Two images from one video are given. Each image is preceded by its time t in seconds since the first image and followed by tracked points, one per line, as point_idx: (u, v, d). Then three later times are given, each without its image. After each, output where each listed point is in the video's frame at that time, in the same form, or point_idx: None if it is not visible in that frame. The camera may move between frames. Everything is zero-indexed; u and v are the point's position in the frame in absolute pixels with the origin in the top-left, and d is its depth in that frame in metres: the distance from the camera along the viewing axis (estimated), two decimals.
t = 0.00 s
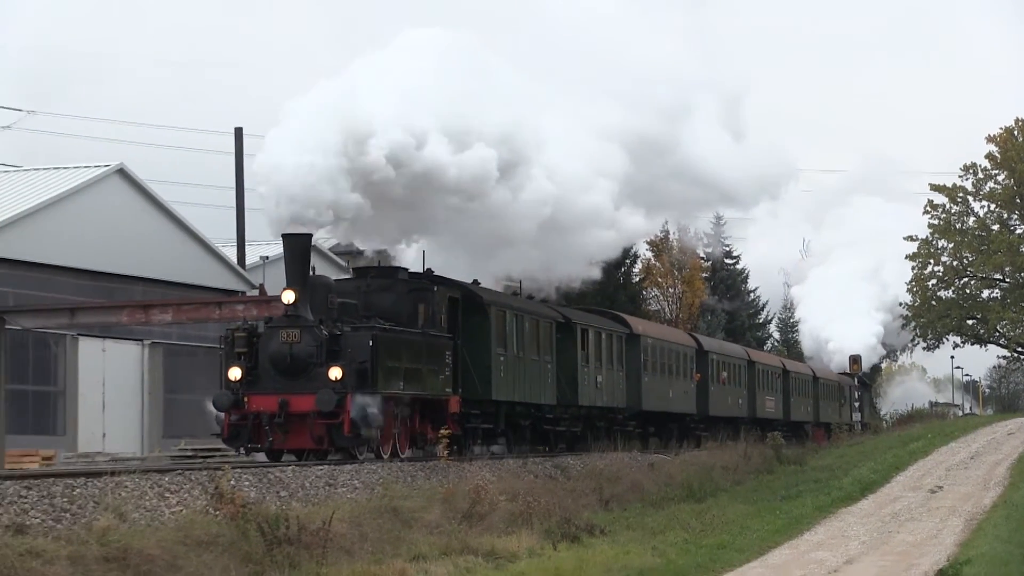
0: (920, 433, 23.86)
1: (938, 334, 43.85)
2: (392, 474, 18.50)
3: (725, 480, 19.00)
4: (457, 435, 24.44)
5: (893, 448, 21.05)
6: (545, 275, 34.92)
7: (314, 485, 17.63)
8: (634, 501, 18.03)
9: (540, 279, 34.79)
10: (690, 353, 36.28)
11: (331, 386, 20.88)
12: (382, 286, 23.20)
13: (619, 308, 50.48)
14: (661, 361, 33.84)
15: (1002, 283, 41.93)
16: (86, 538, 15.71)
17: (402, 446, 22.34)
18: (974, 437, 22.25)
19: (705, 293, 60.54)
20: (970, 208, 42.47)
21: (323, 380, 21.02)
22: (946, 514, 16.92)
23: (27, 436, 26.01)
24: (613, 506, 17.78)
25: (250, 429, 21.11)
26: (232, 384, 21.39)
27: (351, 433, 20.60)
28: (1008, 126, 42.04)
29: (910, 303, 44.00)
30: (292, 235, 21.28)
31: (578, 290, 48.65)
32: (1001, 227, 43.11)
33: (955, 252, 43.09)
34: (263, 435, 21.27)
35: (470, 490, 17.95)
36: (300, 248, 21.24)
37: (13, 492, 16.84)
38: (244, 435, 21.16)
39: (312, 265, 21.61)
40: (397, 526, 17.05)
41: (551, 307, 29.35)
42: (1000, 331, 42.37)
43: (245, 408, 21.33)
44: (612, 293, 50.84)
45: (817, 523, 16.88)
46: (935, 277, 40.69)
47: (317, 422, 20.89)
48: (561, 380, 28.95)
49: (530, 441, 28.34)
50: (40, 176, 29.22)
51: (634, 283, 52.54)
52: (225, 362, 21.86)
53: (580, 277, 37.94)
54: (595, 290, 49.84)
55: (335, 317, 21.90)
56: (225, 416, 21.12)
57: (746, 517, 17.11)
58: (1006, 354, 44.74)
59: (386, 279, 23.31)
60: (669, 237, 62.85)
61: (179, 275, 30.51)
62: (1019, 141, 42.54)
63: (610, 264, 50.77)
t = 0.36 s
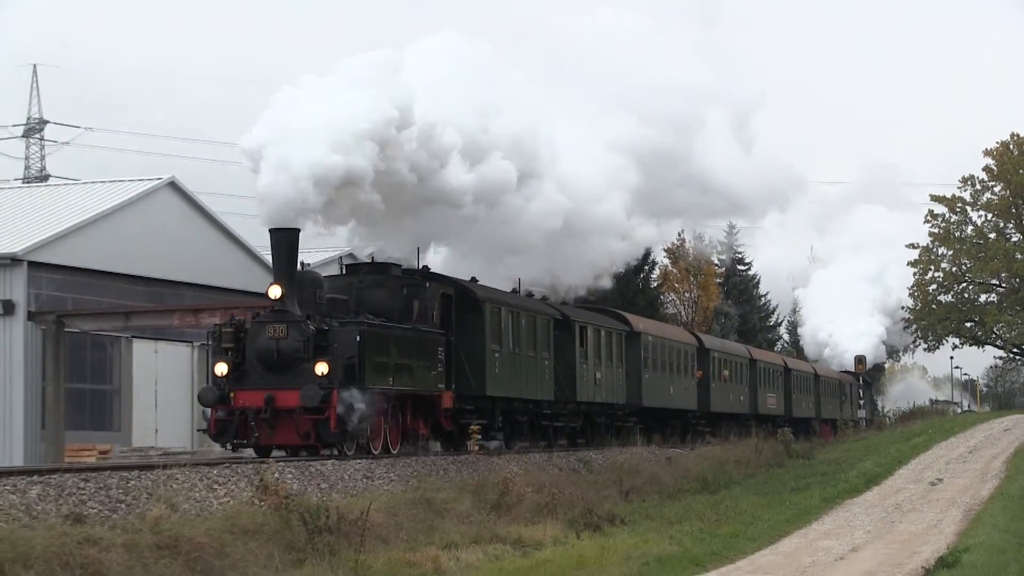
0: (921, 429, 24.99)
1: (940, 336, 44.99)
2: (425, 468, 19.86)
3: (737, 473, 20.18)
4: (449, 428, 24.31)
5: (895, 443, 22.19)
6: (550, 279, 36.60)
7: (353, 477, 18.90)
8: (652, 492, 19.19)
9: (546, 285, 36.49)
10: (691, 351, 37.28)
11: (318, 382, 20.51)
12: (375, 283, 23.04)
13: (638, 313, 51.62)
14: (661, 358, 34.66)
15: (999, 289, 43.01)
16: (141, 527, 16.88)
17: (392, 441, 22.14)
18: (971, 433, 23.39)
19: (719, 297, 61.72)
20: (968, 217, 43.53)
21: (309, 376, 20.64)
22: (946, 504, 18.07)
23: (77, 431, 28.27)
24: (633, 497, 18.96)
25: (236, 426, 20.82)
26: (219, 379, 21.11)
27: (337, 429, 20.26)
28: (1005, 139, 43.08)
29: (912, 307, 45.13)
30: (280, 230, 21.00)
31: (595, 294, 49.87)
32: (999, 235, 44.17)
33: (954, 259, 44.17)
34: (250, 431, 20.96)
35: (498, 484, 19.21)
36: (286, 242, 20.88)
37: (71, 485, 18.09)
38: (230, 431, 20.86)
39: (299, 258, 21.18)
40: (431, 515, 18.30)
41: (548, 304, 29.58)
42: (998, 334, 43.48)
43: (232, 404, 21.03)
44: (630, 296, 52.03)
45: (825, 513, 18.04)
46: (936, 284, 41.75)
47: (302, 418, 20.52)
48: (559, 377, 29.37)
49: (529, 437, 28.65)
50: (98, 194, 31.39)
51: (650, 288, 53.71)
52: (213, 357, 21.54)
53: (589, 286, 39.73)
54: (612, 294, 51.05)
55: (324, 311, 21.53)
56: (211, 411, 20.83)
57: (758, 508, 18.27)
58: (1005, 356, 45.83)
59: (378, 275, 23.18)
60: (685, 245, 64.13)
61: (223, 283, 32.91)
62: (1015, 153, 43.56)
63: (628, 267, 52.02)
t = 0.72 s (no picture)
0: (920, 423, 26.35)
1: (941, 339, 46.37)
2: (456, 460, 21.48)
3: (747, 465, 21.62)
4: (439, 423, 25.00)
5: (894, 437, 23.59)
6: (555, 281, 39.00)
7: (391, 469, 20.40)
8: (668, 483, 20.61)
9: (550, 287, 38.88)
10: (690, 349, 38.80)
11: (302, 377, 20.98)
12: (366, 279, 24.07)
13: (655, 316, 53.07)
14: (660, 355, 36.04)
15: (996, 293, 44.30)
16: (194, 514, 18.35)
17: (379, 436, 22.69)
18: (965, 428, 24.79)
19: (730, 302, 63.26)
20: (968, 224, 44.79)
21: (294, 371, 21.13)
22: (942, 494, 19.43)
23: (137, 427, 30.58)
24: (650, 487, 20.39)
25: (221, 421, 21.31)
26: (205, 373, 21.62)
27: (321, 424, 20.73)
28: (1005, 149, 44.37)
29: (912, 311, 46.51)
30: (267, 226, 21.51)
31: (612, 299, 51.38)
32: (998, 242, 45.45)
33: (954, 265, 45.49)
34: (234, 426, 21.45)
35: (525, 476, 20.66)
36: (273, 238, 21.44)
37: (130, 476, 19.54)
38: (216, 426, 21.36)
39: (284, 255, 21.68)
40: (464, 504, 19.78)
41: (546, 302, 30.69)
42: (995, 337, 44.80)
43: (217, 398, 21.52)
44: (646, 299, 53.54)
45: (829, 502, 19.43)
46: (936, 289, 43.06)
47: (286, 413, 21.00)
48: (555, 372, 30.46)
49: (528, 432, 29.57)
50: (161, 206, 33.59)
51: (666, 293, 55.23)
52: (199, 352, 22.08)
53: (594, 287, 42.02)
54: (628, 298, 52.56)
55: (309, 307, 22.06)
56: (196, 406, 21.32)
57: (766, 498, 19.66)
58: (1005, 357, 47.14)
59: (369, 272, 24.26)
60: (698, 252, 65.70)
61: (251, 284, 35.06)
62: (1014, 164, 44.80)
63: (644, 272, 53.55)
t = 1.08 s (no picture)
0: (918, 418, 27.85)
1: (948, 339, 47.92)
2: (485, 452, 23.08)
3: (756, 457, 23.13)
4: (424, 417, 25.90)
5: (892, 430, 25.10)
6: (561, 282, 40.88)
7: (423, 461, 22.00)
8: (681, 475, 22.11)
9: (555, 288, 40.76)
10: (689, 346, 40.38)
11: (280, 371, 21.17)
12: (351, 275, 24.51)
13: (669, 319, 54.51)
14: (657, 352, 37.46)
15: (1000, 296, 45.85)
16: (241, 502, 19.90)
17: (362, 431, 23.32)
18: (958, 421, 26.30)
19: (740, 306, 64.76)
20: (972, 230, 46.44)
21: (271, 365, 21.33)
22: (938, 484, 20.88)
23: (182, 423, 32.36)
24: (665, 478, 21.90)
25: (198, 416, 21.54)
26: (182, 368, 21.89)
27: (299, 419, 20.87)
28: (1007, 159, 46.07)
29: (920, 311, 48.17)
30: (246, 219, 22.02)
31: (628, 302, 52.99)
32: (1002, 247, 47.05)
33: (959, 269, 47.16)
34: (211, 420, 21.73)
35: (549, 468, 22.22)
36: (251, 231, 21.90)
37: (181, 467, 21.03)
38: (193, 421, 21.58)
39: (263, 248, 21.93)
40: (491, 492, 21.33)
41: (540, 299, 31.89)
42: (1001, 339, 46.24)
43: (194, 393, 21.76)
44: (662, 302, 55.07)
45: (832, 492, 20.88)
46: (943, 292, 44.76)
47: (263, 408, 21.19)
48: (548, 368, 31.58)
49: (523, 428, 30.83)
50: (205, 219, 35.24)
51: (679, 297, 56.73)
52: (179, 346, 22.36)
53: (597, 287, 43.89)
54: (644, 302, 54.16)
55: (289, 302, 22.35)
56: (173, 401, 21.58)
57: (774, 489, 21.13)
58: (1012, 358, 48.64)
59: (355, 267, 24.67)
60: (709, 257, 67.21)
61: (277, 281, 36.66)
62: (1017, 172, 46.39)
63: (659, 276, 55.00)
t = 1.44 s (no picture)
0: (915, 413, 29.51)
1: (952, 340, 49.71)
2: (508, 445, 24.77)
3: (761, 450, 24.77)
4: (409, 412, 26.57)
5: (888, 425, 26.75)
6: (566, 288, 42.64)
7: (451, 453, 23.63)
8: (691, 467, 23.72)
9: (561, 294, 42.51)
10: (685, 343, 42.03)
11: (251, 365, 20.82)
12: (333, 268, 24.96)
13: (682, 321, 56.15)
14: (653, 349, 38.91)
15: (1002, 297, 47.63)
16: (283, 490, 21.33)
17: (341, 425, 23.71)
18: (950, 416, 27.98)
19: (749, 308, 66.33)
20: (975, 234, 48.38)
21: (243, 358, 21.01)
22: (932, 474, 22.44)
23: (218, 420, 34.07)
24: (677, 469, 23.49)
25: (167, 411, 21.11)
26: (151, 362, 21.49)
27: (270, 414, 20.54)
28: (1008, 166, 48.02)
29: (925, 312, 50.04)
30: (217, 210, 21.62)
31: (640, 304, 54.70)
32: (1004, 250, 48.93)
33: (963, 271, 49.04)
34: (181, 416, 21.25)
35: (569, 460, 23.83)
36: (223, 223, 21.57)
37: (227, 459, 22.04)
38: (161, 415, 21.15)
39: (235, 240, 21.62)
40: (514, 482, 22.94)
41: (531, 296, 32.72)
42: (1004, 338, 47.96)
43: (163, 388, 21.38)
44: (673, 304, 56.73)
45: (834, 482, 22.44)
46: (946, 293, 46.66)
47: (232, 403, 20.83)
48: (539, 364, 32.47)
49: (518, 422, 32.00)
50: (240, 228, 36.97)
51: (689, 300, 58.37)
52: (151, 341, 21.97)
53: (599, 291, 45.66)
54: (657, 304, 55.86)
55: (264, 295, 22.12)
56: (143, 396, 21.16)
57: (779, 479, 22.70)
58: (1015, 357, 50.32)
59: (337, 261, 25.13)
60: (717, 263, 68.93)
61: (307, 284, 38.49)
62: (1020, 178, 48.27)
63: (671, 280, 56.69)
